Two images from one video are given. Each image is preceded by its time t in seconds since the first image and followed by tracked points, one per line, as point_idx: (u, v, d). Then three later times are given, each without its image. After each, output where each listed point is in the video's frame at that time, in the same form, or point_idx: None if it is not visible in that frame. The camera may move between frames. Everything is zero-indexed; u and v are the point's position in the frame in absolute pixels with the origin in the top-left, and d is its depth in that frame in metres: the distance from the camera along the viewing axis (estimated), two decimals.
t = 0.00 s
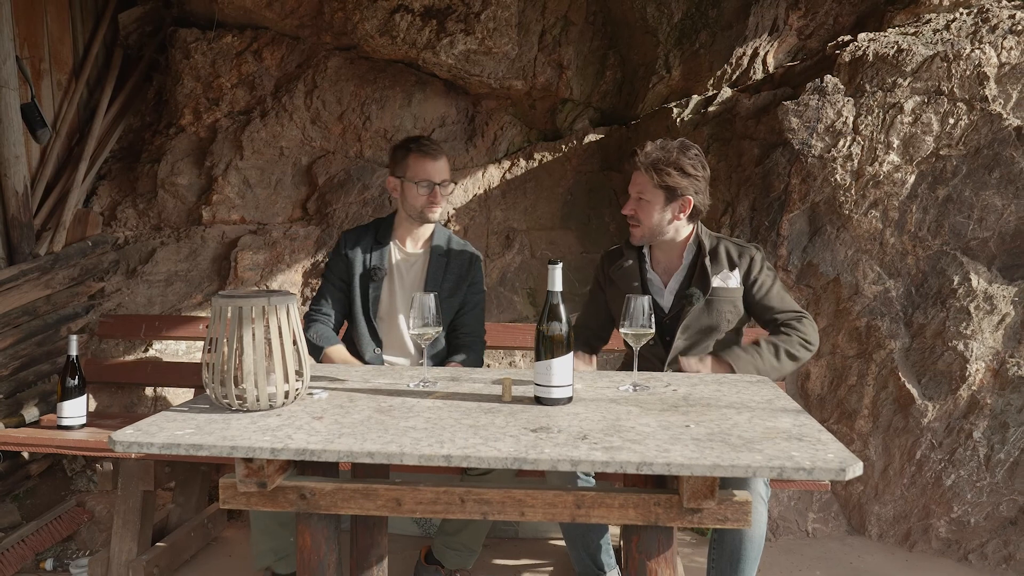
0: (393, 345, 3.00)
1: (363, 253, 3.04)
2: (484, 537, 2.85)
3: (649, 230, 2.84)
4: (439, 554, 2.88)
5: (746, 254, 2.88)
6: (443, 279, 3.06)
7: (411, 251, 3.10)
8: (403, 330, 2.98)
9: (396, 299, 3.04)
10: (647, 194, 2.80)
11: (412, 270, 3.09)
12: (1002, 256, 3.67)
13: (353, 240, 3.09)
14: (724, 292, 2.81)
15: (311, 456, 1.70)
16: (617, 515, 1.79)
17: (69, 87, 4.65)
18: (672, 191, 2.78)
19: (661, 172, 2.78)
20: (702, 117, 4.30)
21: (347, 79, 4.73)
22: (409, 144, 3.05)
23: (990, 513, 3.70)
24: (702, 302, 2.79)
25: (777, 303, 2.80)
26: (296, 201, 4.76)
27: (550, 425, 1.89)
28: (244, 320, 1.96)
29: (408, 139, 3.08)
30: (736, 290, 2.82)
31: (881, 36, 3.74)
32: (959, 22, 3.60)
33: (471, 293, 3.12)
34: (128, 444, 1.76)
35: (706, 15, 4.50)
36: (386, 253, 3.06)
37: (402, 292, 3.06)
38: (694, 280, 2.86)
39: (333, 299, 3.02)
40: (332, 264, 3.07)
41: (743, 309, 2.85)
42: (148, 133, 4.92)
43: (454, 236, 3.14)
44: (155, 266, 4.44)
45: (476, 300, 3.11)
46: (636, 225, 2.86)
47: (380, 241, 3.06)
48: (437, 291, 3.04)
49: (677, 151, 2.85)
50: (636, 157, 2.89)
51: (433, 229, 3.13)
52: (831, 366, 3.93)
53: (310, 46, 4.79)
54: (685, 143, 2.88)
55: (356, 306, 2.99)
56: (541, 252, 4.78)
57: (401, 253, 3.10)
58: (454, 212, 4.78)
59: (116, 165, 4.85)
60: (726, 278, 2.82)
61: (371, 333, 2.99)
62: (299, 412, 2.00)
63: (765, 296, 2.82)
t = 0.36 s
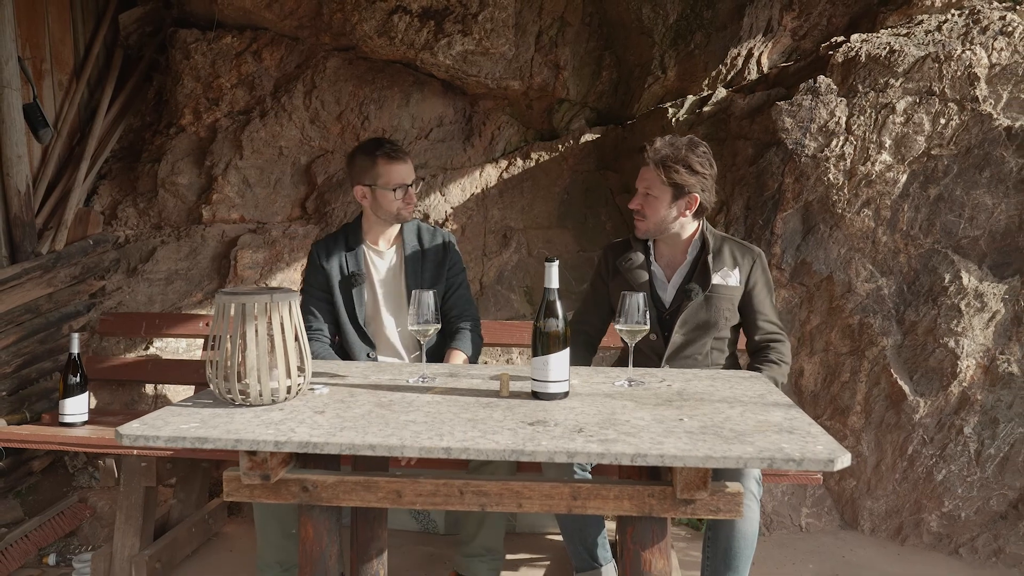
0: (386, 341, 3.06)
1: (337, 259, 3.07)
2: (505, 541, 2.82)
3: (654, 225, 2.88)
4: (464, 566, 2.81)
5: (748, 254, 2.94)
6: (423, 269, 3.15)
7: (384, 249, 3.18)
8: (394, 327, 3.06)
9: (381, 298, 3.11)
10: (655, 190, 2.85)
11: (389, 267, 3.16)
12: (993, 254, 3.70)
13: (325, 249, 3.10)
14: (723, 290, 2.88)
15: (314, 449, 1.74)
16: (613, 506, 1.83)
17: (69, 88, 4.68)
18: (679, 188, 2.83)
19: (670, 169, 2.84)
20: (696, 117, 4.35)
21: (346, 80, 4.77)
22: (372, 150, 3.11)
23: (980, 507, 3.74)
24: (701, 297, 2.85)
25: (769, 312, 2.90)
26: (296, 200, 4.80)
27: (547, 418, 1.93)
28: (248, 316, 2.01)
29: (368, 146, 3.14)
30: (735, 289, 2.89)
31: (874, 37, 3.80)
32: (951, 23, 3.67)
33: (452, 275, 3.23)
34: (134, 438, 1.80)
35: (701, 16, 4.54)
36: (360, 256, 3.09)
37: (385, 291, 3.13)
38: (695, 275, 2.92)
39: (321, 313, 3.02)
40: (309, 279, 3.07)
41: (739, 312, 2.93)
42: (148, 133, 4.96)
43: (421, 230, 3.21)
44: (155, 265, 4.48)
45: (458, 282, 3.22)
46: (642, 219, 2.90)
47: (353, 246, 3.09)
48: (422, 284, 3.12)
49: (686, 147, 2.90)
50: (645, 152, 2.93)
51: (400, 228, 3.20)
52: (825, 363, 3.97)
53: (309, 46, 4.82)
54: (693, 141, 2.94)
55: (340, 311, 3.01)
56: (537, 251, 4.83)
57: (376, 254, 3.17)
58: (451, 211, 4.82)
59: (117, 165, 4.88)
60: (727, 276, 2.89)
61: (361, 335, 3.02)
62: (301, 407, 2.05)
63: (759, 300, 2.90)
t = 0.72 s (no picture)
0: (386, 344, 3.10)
1: (345, 257, 3.12)
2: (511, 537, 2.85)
3: (654, 226, 2.92)
4: (470, 564, 2.85)
5: (746, 255, 2.99)
6: (431, 272, 3.17)
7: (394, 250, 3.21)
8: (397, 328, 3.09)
9: (385, 298, 3.13)
10: (657, 191, 2.89)
11: (398, 268, 3.19)
12: (984, 252, 3.75)
13: (333, 245, 3.16)
14: (721, 290, 2.92)
15: (317, 443, 1.77)
16: (609, 499, 1.87)
17: (68, 87, 4.70)
18: (681, 190, 2.87)
19: (672, 170, 2.87)
20: (691, 117, 4.39)
21: (343, 80, 4.80)
22: (395, 149, 3.14)
23: (971, 502, 3.78)
24: (699, 297, 2.90)
25: (766, 312, 2.94)
26: (293, 199, 4.83)
27: (545, 413, 1.97)
28: (251, 313, 2.04)
29: (391, 145, 3.17)
30: (732, 289, 2.92)
31: (866, 38, 3.85)
32: (942, 25, 3.72)
33: (459, 278, 3.26)
34: (140, 433, 1.83)
35: (696, 17, 4.59)
36: (368, 255, 3.14)
37: (391, 291, 3.16)
38: (694, 275, 2.96)
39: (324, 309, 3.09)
40: (317, 274, 3.14)
41: (736, 312, 2.97)
42: (147, 132, 4.98)
43: (432, 231, 3.24)
44: (154, 263, 4.52)
45: (466, 286, 3.25)
46: (643, 219, 2.94)
47: (361, 244, 3.14)
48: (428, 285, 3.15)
49: (688, 149, 2.94)
50: (648, 152, 2.97)
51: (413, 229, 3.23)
52: (818, 360, 4.02)
53: (307, 47, 4.85)
54: (695, 142, 2.98)
55: (343, 310, 3.06)
56: (533, 249, 4.87)
57: (386, 253, 3.20)
58: (448, 211, 4.85)
59: (115, 164, 4.91)
60: (724, 276, 2.92)
61: (361, 335, 3.07)
62: (303, 402, 2.08)
63: (756, 300, 2.94)
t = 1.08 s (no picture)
0: (390, 343, 3.11)
1: (353, 253, 3.13)
2: (509, 537, 2.85)
3: (649, 226, 2.94)
4: (468, 562, 2.85)
5: (741, 253, 3.02)
6: (439, 271, 3.20)
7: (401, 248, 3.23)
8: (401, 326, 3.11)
9: (392, 297, 3.15)
10: (651, 190, 2.91)
11: (405, 267, 3.22)
12: (975, 250, 3.80)
13: (342, 241, 3.16)
14: (717, 288, 2.95)
15: (321, 438, 1.79)
16: (609, 492, 1.90)
17: (65, 86, 4.70)
18: (674, 189, 2.90)
19: (666, 170, 2.90)
20: (686, 117, 4.42)
21: (340, 79, 4.81)
22: (406, 145, 3.20)
23: (962, 497, 3.83)
24: (695, 295, 2.93)
25: (761, 309, 2.98)
26: (290, 197, 4.84)
27: (545, 408, 1.99)
28: (253, 309, 2.06)
29: (401, 141, 3.22)
30: (728, 286, 2.96)
31: (860, 38, 3.89)
32: (934, 25, 3.77)
33: (465, 279, 3.29)
34: (145, 428, 1.85)
35: (691, 17, 4.62)
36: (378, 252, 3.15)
37: (397, 289, 3.18)
38: (690, 273, 2.99)
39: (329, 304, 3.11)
40: (325, 269, 3.14)
41: (732, 310, 3.00)
42: (144, 131, 4.98)
43: (440, 230, 3.26)
44: (151, 262, 4.53)
45: (471, 286, 3.28)
46: (638, 219, 2.97)
47: (371, 242, 3.15)
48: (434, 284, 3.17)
49: (681, 148, 2.96)
50: (641, 152, 2.99)
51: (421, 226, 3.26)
52: (812, 357, 4.05)
53: (304, 45, 4.86)
54: (689, 142, 3.00)
55: (350, 307, 3.08)
56: (530, 248, 4.89)
57: (394, 251, 3.23)
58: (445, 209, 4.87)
59: (112, 163, 4.91)
60: (720, 274, 2.95)
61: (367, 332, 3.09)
62: (305, 398, 2.10)
63: (751, 297, 2.98)
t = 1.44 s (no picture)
0: (383, 342, 3.13)
1: (336, 256, 3.13)
2: (505, 534, 2.86)
3: (643, 223, 2.96)
4: (464, 559, 2.86)
5: (735, 250, 3.04)
6: (423, 268, 3.20)
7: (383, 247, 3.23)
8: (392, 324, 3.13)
9: (379, 296, 3.16)
10: (646, 188, 2.92)
11: (390, 266, 3.21)
12: (968, 248, 3.82)
13: (324, 245, 3.16)
14: (713, 284, 2.96)
15: (324, 434, 1.80)
16: (609, 487, 1.91)
17: (60, 84, 4.69)
18: (668, 186, 2.91)
19: (660, 167, 2.91)
20: (682, 116, 4.45)
21: (336, 77, 4.81)
22: (373, 143, 3.18)
23: (956, 493, 3.85)
24: (691, 292, 2.93)
25: (755, 305, 3.01)
26: (286, 196, 4.84)
27: (546, 404, 2.00)
28: (255, 306, 2.07)
29: (369, 140, 3.21)
30: (723, 283, 2.97)
31: (854, 38, 3.91)
32: (927, 25, 3.80)
33: (451, 274, 3.30)
34: (147, 425, 1.85)
35: (686, 16, 4.64)
36: (360, 253, 3.15)
37: (385, 289, 3.19)
38: (686, 270, 3.00)
39: (317, 307, 3.11)
40: (309, 273, 3.14)
41: (727, 306, 3.03)
42: (140, 129, 4.97)
43: (421, 227, 3.27)
44: (147, 260, 4.52)
45: (457, 281, 3.29)
46: (632, 216, 2.98)
47: (353, 243, 3.14)
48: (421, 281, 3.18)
49: (676, 146, 2.97)
50: (635, 151, 3.01)
51: (401, 224, 3.25)
52: (807, 354, 4.09)
53: (300, 44, 4.85)
54: (682, 140, 3.01)
55: (339, 308, 3.08)
56: (525, 246, 4.91)
57: (377, 251, 3.22)
58: (441, 208, 4.87)
59: (108, 161, 4.90)
60: (715, 271, 2.97)
61: (358, 333, 3.10)
62: (307, 395, 2.10)
63: (746, 293, 3.01)
